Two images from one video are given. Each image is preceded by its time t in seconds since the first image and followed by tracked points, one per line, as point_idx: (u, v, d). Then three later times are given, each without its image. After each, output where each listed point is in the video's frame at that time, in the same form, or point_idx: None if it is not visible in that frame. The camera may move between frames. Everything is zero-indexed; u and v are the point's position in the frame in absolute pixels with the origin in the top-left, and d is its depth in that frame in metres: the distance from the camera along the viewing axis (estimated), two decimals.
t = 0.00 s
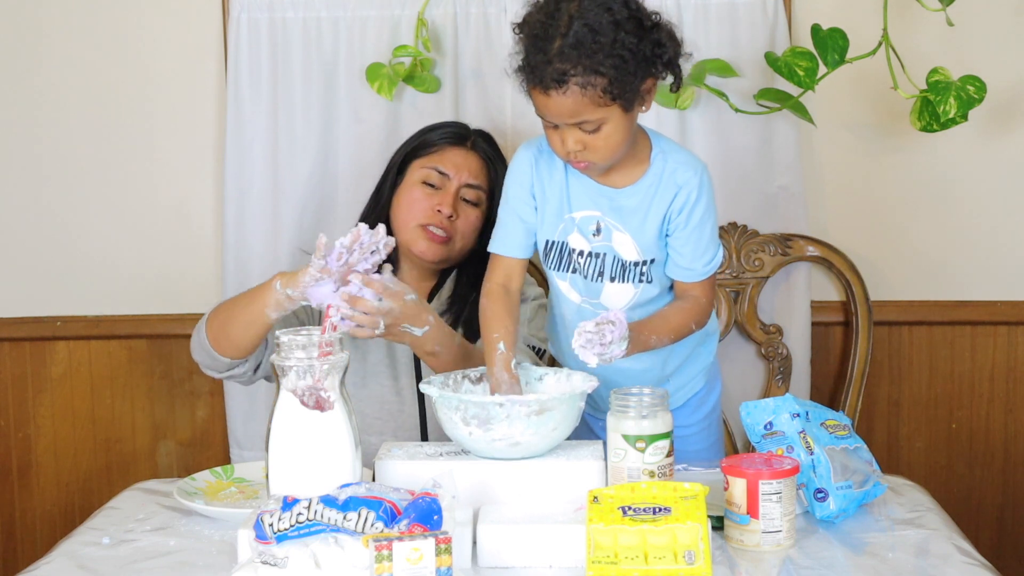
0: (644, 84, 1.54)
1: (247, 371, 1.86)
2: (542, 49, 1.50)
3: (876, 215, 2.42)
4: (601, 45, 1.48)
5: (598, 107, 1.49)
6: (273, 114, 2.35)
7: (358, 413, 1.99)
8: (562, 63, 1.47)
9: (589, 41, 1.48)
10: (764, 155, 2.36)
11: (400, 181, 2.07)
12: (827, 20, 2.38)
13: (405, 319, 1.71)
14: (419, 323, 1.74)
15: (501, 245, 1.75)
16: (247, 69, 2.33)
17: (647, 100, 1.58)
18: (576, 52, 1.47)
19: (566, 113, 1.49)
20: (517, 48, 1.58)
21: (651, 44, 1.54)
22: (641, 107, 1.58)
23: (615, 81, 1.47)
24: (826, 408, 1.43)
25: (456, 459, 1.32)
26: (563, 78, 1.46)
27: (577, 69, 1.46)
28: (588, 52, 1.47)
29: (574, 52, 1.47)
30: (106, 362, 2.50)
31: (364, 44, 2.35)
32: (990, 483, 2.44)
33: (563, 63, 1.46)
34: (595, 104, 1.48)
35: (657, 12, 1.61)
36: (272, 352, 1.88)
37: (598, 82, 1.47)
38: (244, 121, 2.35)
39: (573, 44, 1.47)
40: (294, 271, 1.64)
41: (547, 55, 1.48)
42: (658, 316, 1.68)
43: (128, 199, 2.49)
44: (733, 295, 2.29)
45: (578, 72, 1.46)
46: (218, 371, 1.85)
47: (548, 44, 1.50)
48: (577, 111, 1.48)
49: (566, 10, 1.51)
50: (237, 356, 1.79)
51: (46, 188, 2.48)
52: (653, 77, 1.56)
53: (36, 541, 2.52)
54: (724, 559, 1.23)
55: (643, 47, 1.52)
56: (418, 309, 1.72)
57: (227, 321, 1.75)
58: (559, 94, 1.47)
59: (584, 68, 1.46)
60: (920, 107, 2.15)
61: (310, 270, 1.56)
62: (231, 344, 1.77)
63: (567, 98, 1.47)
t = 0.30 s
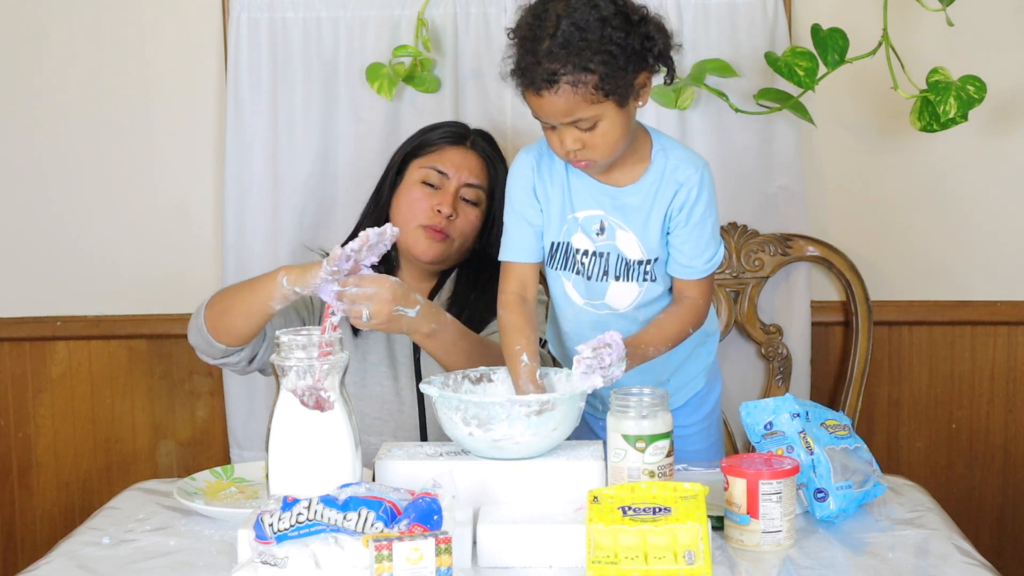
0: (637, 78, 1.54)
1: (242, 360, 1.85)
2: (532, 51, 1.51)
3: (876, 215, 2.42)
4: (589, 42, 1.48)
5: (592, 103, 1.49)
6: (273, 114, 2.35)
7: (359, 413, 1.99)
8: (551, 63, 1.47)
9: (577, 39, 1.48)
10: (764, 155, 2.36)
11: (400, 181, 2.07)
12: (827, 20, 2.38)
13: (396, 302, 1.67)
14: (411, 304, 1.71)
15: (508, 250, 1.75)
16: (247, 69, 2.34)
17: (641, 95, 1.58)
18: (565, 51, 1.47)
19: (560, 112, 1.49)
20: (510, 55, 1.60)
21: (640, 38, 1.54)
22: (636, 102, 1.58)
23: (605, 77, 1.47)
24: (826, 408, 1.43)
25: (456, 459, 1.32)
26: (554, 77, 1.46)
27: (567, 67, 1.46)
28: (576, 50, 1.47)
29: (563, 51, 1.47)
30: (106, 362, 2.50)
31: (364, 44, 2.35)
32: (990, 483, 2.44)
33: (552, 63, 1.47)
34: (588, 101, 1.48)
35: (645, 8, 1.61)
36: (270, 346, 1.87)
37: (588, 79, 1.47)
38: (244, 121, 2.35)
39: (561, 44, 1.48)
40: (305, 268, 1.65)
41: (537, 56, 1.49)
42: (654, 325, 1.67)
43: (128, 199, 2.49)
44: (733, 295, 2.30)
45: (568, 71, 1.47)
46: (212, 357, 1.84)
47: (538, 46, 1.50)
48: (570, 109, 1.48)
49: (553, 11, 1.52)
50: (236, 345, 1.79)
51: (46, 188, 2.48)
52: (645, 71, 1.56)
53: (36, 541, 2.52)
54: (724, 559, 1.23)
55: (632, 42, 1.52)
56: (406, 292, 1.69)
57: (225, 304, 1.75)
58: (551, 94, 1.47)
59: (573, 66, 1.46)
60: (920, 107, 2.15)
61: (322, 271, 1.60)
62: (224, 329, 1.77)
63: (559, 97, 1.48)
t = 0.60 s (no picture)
0: (624, 78, 1.53)
1: (246, 362, 1.85)
2: (519, 59, 1.52)
3: (875, 215, 2.42)
4: (571, 47, 1.48)
5: (580, 107, 1.49)
6: (274, 114, 2.35)
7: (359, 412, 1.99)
8: (535, 71, 1.48)
9: (559, 45, 1.49)
10: (764, 155, 2.36)
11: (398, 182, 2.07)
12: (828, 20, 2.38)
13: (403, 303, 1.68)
14: (421, 305, 1.72)
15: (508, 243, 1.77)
16: (247, 69, 2.33)
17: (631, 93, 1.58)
18: (547, 58, 1.48)
19: (550, 118, 1.50)
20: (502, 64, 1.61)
21: (623, 38, 1.54)
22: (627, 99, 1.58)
23: (591, 80, 1.48)
24: (826, 408, 1.43)
25: (456, 459, 1.32)
26: (538, 86, 1.48)
27: (550, 74, 1.47)
28: (559, 56, 1.48)
29: (545, 58, 1.48)
30: (106, 361, 2.50)
31: (364, 45, 2.35)
32: (990, 483, 2.43)
33: (536, 71, 1.48)
34: (575, 105, 1.49)
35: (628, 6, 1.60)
36: (272, 347, 1.86)
37: (573, 84, 1.47)
38: (244, 121, 2.35)
39: (544, 51, 1.49)
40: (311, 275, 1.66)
41: (523, 65, 1.50)
42: (649, 323, 1.67)
43: (128, 199, 2.49)
44: (733, 295, 2.30)
45: (552, 78, 1.47)
46: (217, 360, 1.84)
47: (523, 55, 1.51)
48: (559, 115, 1.49)
49: (536, 19, 1.53)
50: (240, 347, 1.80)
51: (46, 188, 2.48)
52: (632, 70, 1.56)
53: (36, 541, 2.52)
54: (724, 559, 1.23)
55: (614, 43, 1.52)
56: (414, 290, 1.71)
57: (228, 305, 1.76)
58: (538, 101, 1.49)
59: (556, 73, 1.47)
60: (920, 107, 2.15)
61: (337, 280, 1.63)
62: (226, 330, 1.77)
63: (546, 104, 1.49)
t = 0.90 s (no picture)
0: (622, 78, 1.53)
1: (245, 360, 1.82)
2: (517, 58, 1.52)
3: (875, 215, 2.42)
4: (570, 46, 1.48)
5: (578, 107, 1.49)
6: (274, 114, 2.35)
7: (359, 412, 1.99)
8: (534, 70, 1.48)
9: (559, 45, 1.48)
10: (764, 155, 2.36)
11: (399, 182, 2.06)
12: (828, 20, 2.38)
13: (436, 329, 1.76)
14: (450, 332, 1.78)
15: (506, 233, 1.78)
16: (247, 69, 2.33)
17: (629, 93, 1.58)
18: (547, 57, 1.48)
19: (548, 116, 1.50)
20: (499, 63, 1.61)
21: (622, 38, 1.54)
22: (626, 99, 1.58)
23: (589, 80, 1.48)
24: (826, 408, 1.43)
25: (456, 459, 1.32)
26: (537, 84, 1.47)
27: (549, 73, 1.47)
28: (558, 56, 1.48)
29: (544, 57, 1.48)
30: (106, 361, 2.50)
31: (364, 45, 2.35)
32: (990, 483, 2.43)
33: (535, 69, 1.48)
34: (574, 105, 1.49)
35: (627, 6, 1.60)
36: (271, 344, 1.86)
37: (572, 83, 1.47)
38: (244, 121, 2.35)
39: (543, 50, 1.48)
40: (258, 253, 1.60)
41: (521, 64, 1.50)
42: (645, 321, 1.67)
43: (128, 199, 2.49)
44: (733, 295, 2.30)
45: (551, 77, 1.47)
46: (215, 363, 1.80)
47: (521, 54, 1.51)
48: (558, 113, 1.49)
49: (535, 17, 1.53)
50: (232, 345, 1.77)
51: (46, 188, 2.48)
52: (630, 70, 1.56)
53: (36, 541, 2.52)
54: (724, 559, 1.23)
55: (613, 43, 1.52)
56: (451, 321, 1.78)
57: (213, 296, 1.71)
58: (536, 100, 1.49)
59: (555, 72, 1.47)
60: (920, 107, 2.15)
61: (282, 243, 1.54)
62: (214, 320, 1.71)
63: (545, 103, 1.49)
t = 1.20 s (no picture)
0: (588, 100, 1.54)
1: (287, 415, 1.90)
2: (483, 82, 1.52)
3: (875, 215, 2.42)
4: (533, 73, 1.48)
5: (543, 131, 1.50)
6: (274, 114, 2.35)
7: (359, 412, 1.99)
8: (498, 98, 1.49)
9: (522, 72, 1.49)
10: (764, 155, 2.36)
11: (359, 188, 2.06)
12: (828, 19, 2.37)
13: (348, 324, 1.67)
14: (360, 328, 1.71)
15: (486, 252, 1.80)
16: (247, 69, 2.33)
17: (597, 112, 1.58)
18: (511, 85, 1.48)
19: (515, 141, 1.52)
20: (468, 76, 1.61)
21: (587, 61, 1.54)
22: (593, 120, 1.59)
23: (554, 106, 1.48)
24: (826, 408, 1.43)
25: (456, 459, 1.32)
26: (502, 112, 1.49)
27: (513, 102, 1.48)
28: (521, 84, 1.48)
29: (509, 84, 1.48)
30: (106, 361, 2.50)
31: (364, 45, 2.35)
32: (990, 483, 2.43)
33: (500, 97, 1.49)
34: (538, 130, 1.50)
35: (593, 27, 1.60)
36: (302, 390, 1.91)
37: (537, 110, 1.48)
38: (244, 121, 2.35)
39: (507, 77, 1.49)
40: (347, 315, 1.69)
41: (486, 89, 1.51)
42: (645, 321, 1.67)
43: (128, 199, 2.49)
44: (733, 295, 2.30)
45: (515, 105, 1.48)
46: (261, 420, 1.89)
47: (486, 79, 1.52)
48: (524, 138, 1.51)
49: (500, 40, 1.53)
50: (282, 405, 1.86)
51: (46, 187, 2.48)
52: (596, 93, 1.56)
53: (36, 541, 2.52)
54: (724, 559, 1.23)
55: (577, 68, 1.52)
56: (358, 315, 1.70)
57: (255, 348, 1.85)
58: (502, 127, 1.50)
59: (519, 100, 1.48)
60: (920, 107, 2.15)
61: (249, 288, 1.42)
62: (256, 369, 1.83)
63: (511, 129, 1.50)
